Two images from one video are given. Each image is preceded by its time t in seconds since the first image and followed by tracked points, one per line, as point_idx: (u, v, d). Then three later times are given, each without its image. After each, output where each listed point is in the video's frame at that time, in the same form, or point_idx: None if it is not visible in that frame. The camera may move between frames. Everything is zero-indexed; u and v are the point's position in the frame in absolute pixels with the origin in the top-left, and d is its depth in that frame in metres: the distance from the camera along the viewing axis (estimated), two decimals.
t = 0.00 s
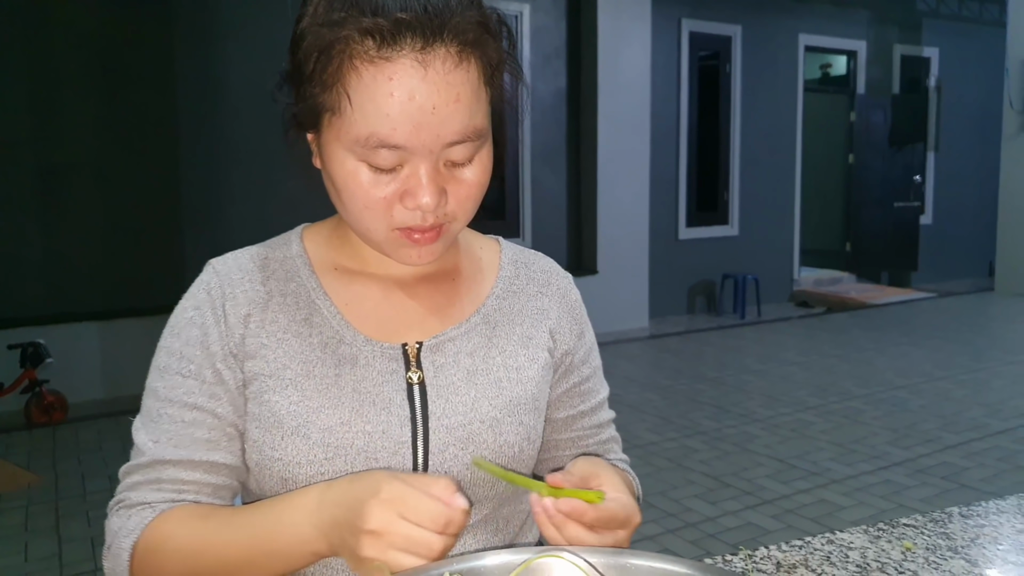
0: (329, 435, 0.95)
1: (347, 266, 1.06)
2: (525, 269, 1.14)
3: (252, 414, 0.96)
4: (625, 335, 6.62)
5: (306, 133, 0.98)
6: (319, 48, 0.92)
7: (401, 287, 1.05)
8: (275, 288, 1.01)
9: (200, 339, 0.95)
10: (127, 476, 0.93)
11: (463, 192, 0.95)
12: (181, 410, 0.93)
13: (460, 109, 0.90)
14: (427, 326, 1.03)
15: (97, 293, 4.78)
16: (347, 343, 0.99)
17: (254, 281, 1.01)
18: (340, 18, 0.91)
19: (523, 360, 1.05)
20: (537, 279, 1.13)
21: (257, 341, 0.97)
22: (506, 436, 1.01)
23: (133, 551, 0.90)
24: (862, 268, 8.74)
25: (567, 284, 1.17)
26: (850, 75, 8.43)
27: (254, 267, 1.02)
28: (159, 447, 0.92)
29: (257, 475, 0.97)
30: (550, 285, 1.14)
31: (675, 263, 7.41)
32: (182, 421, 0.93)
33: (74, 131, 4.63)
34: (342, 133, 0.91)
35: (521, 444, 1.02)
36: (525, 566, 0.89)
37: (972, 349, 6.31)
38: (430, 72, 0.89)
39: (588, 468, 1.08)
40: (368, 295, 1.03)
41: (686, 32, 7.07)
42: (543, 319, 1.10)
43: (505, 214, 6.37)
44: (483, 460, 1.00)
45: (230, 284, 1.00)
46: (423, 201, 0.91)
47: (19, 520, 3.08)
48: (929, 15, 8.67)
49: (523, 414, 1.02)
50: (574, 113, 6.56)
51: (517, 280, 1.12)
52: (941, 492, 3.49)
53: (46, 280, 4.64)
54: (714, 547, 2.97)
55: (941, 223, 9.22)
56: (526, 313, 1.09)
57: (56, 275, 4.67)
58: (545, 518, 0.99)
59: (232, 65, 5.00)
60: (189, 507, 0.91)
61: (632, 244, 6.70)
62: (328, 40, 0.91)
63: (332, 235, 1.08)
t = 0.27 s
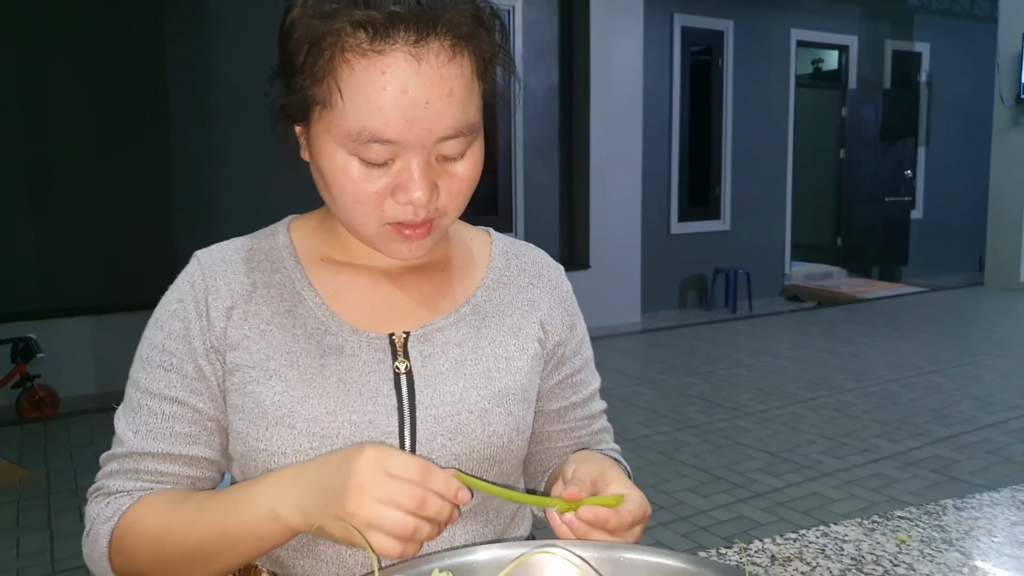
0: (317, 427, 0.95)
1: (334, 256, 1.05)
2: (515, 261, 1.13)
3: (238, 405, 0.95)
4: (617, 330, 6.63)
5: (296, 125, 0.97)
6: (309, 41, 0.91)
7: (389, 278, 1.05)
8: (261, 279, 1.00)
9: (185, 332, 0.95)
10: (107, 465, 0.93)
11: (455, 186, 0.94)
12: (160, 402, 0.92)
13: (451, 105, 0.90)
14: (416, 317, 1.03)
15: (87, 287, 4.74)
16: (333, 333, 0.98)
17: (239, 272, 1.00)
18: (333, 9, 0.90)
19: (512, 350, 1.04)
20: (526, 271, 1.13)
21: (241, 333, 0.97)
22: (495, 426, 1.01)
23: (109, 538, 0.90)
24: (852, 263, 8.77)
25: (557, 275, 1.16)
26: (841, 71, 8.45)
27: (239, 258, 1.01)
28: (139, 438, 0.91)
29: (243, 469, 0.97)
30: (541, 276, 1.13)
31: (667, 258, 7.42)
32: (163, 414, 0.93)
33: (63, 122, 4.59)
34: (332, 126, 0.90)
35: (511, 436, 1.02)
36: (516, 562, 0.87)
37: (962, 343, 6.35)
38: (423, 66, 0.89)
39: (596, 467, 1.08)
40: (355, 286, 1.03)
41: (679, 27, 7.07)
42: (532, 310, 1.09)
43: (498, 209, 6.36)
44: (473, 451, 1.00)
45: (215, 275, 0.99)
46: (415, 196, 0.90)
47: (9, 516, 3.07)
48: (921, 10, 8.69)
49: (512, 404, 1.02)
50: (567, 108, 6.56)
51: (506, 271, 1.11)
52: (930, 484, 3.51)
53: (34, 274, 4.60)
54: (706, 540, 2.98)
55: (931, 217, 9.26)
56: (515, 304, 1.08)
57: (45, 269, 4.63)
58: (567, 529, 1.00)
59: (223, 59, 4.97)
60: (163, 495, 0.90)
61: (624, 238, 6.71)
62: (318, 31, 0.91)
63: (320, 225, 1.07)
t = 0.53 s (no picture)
0: (305, 422, 0.93)
1: (322, 250, 1.03)
2: (504, 255, 1.12)
3: (224, 402, 0.94)
4: (609, 325, 6.63)
5: (283, 117, 0.96)
6: (297, 30, 0.90)
7: (377, 272, 1.04)
8: (246, 274, 0.98)
9: (169, 328, 0.93)
10: (90, 464, 0.91)
11: (444, 179, 0.92)
12: (145, 399, 0.91)
13: (442, 95, 0.89)
14: (406, 311, 1.02)
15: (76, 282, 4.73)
16: (321, 329, 0.97)
17: (224, 267, 0.98)
18: None
19: (502, 344, 1.03)
20: (516, 265, 1.12)
21: (227, 328, 0.95)
22: (486, 421, 0.99)
23: (94, 539, 0.89)
24: (843, 258, 8.79)
25: (546, 269, 1.15)
26: (832, 66, 8.46)
27: (223, 253, 1.00)
28: (123, 437, 0.90)
29: (229, 466, 0.96)
30: (530, 270, 1.12)
31: (659, 253, 7.42)
32: (148, 411, 0.91)
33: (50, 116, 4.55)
34: (320, 117, 0.89)
35: (502, 431, 1.01)
36: (508, 561, 0.87)
37: (952, 337, 6.38)
38: (412, 55, 0.88)
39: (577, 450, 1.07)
40: (343, 281, 1.01)
41: (670, 22, 7.06)
42: (522, 304, 1.08)
43: (489, 204, 6.34)
44: (465, 445, 0.98)
45: (199, 269, 0.97)
46: (404, 188, 0.89)
47: None
48: (911, 5, 8.70)
49: (504, 399, 1.01)
50: (558, 102, 6.55)
51: (495, 265, 1.10)
52: (921, 478, 3.52)
53: (21, 269, 4.56)
54: (698, 534, 2.98)
55: (921, 212, 9.30)
56: (505, 298, 1.07)
57: (32, 265, 4.59)
58: (565, 515, 0.99)
59: (212, 53, 4.93)
60: (150, 493, 0.89)
61: (616, 233, 6.70)
62: (306, 21, 0.89)
63: (306, 219, 1.06)
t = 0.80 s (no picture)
0: (295, 419, 0.92)
1: (312, 248, 1.02)
2: (495, 252, 1.11)
3: (214, 398, 0.93)
4: (602, 323, 6.63)
5: (273, 112, 0.95)
6: (288, 23, 0.89)
7: (368, 270, 1.02)
8: (237, 271, 0.97)
9: (159, 323, 0.92)
10: (77, 459, 0.89)
11: (436, 175, 0.91)
12: (135, 394, 0.89)
13: (434, 90, 0.87)
14: (397, 309, 1.01)
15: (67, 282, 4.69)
16: (312, 326, 0.96)
17: (214, 263, 0.97)
18: None
19: (494, 341, 1.02)
20: (507, 262, 1.11)
21: (218, 325, 0.94)
22: (478, 419, 0.99)
23: (81, 536, 0.86)
24: (835, 256, 8.82)
25: (537, 265, 1.14)
26: (824, 65, 8.48)
27: (213, 249, 0.99)
28: (112, 432, 0.88)
29: (218, 465, 0.95)
30: (521, 267, 1.11)
31: (651, 251, 7.43)
32: (137, 407, 0.89)
33: (40, 113, 4.52)
34: (311, 112, 0.88)
35: (494, 428, 1.00)
36: (500, 558, 0.86)
37: (943, 335, 6.40)
38: (404, 50, 0.86)
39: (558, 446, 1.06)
40: (333, 278, 1.00)
41: (662, 20, 7.06)
42: (514, 301, 1.07)
43: (482, 203, 6.34)
44: (456, 444, 0.97)
45: (189, 265, 0.96)
46: (395, 184, 0.88)
47: None
48: (902, 4, 8.72)
49: (496, 396, 1.00)
50: (551, 101, 6.54)
51: (486, 262, 1.09)
52: (913, 476, 3.53)
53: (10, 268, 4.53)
54: (690, 532, 2.98)
55: (912, 210, 9.33)
56: (497, 295, 1.06)
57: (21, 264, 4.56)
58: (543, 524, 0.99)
59: (203, 50, 4.90)
60: (141, 489, 0.87)
61: (608, 232, 6.70)
62: (297, 14, 0.88)
63: (296, 216, 1.05)
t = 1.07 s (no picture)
0: (294, 414, 0.92)
1: (309, 243, 1.02)
2: (492, 247, 1.11)
3: (214, 394, 0.93)
4: (600, 321, 6.63)
5: (269, 107, 0.94)
6: (282, 18, 0.88)
7: (365, 264, 1.02)
8: (235, 267, 0.97)
9: (159, 321, 0.92)
10: (83, 461, 0.90)
11: (432, 168, 0.91)
12: (138, 393, 0.90)
13: (429, 83, 0.87)
14: (394, 304, 1.00)
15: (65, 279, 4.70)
16: (310, 321, 0.96)
17: (213, 259, 0.97)
18: None
19: (491, 336, 1.02)
20: (504, 257, 1.11)
21: (217, 321, 0.94)
22: (475, 413, 0.99)
23: (90, 540, 0.87)
24: (834, 255, 8.81)
25: (533, 259, 1.14)
26: (823, 63, 8.48)
27: (211, 246, 0.98)
28: (116, 432, 0.88)
29: (218, 460, 0.94)
30: (518, 262, 1.11)
31: (650, 249, 7.43)
32: (140, 406, 0.90)
33: (38, 111, 4.52)
34: (307, 106, 0.87)
35: (491, 422, 1.00)
36: (497, 550, 0.85)
37: (941, 334, 6.41)
38: (398, 44, 0.86)
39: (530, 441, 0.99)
40: (330, 273, 1.00)
41: (661, 19, 7.06)
42: (510, 296, 1.07)
43: (480, 201, 6.34)
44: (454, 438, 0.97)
45: (187, 262, 0.96)
46: (392, 177, 0.88)
47: None
48: (900, 3, 8.72)
49: (493, 391, 1.00)
50: (549, 99, 6.54)
51: (484, 257, 1.09)
52: (911, 473, 3.53)
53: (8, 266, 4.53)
54: (689, 530, 2.99)
55: (911, 209, 9.34)
56: (494, 290, 1.06)
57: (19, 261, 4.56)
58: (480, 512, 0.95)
59: (201, 48, 4.89)
60: (148, 494, 0.88)
61: (607, 230, 6.70)
62: (292, 9, 0.88)
63: (295, 210, 1.04)
